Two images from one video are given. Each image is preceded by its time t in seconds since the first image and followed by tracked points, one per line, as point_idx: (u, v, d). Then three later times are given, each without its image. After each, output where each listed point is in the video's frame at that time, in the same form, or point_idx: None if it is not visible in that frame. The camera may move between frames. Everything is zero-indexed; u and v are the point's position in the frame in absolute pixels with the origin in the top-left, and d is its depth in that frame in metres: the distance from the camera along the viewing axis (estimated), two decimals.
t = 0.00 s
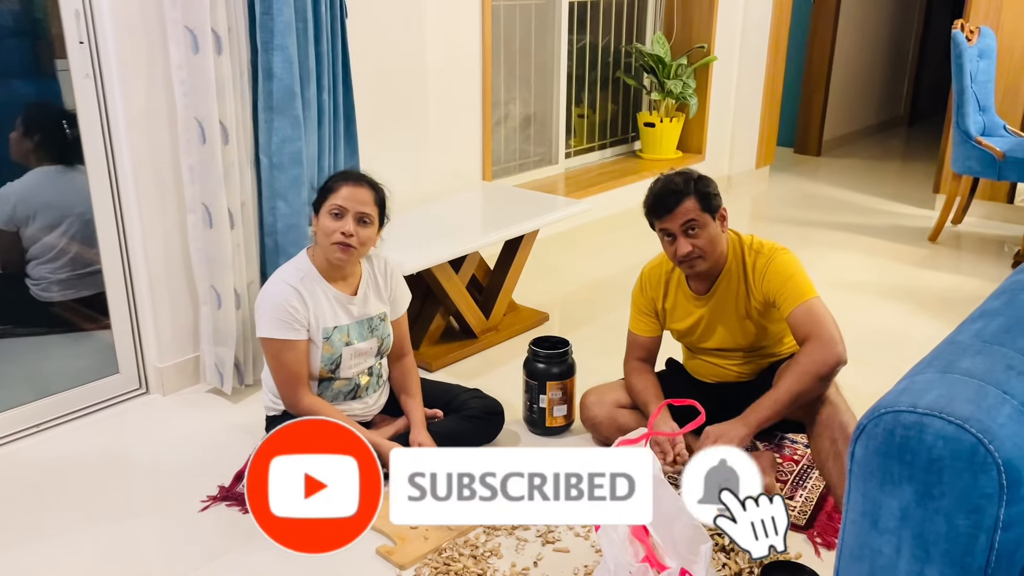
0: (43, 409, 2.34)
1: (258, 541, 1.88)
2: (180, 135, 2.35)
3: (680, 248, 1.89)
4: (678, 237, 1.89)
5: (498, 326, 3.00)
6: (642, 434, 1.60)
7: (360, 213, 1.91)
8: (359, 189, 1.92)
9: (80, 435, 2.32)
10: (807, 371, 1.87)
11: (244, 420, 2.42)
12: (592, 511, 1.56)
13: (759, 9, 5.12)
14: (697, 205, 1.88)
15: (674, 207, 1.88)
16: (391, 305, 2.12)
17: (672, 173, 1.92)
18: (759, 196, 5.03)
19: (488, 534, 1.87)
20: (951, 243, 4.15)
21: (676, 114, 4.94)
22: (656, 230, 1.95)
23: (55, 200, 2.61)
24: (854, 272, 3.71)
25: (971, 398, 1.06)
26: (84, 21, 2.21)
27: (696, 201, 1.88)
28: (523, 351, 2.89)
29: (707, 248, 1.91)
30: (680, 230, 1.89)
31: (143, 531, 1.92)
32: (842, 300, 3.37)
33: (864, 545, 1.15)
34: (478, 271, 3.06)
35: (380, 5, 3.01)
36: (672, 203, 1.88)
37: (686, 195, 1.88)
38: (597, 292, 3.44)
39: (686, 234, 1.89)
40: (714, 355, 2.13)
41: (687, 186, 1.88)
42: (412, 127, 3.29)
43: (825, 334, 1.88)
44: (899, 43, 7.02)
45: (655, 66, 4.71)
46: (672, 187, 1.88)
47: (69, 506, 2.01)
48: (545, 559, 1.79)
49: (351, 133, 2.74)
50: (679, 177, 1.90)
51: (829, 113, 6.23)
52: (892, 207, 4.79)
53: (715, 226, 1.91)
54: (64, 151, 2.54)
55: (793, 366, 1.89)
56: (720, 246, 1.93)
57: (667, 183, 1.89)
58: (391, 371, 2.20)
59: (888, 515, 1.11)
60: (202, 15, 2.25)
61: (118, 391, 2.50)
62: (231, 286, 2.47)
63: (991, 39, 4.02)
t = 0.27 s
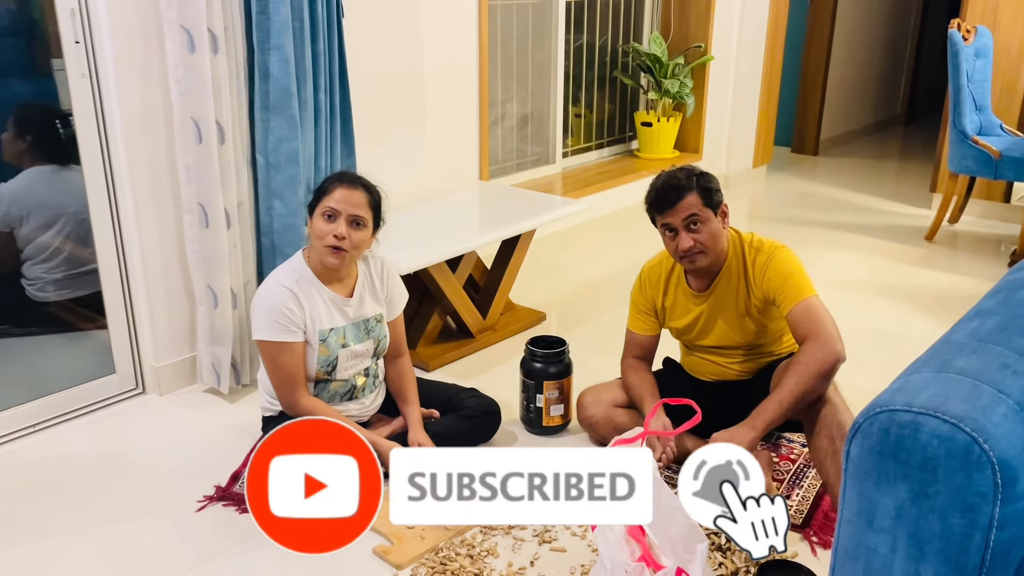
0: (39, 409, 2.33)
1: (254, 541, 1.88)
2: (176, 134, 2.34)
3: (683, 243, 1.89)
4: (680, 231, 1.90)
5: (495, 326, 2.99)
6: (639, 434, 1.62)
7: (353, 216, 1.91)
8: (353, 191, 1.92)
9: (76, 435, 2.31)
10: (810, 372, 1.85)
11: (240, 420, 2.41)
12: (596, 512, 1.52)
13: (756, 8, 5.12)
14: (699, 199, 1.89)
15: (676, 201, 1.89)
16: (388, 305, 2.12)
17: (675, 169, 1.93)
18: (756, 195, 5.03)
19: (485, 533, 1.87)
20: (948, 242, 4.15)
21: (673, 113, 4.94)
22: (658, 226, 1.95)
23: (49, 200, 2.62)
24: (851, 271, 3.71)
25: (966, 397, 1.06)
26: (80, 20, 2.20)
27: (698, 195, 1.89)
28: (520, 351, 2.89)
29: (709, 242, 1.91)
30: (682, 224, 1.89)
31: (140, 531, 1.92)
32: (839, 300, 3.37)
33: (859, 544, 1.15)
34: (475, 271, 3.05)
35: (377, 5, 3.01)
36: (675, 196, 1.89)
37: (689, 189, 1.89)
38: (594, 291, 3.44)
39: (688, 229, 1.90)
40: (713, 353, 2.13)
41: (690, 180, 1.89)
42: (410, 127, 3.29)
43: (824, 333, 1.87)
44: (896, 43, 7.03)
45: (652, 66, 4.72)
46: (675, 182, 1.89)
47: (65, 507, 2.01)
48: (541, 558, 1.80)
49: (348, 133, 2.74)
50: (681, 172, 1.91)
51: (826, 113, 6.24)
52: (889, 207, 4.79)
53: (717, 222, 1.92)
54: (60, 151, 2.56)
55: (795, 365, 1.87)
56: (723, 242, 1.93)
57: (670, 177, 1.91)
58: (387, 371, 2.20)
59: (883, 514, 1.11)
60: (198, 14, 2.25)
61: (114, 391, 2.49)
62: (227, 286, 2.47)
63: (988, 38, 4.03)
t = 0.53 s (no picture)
0: (37, 408, 2.33)
1: (253, 539, 1.88)
2: (174, 132, 2.34)
3: (681, 246, 1.91)
4: (679, 236, 1.91)
5: (494, 325, 2.99)
6: (637, 431, 1.63)
7: (349, 215, 1.91)
8: (349, 190, 1.92)
9: (74, 434, 2.31)
10: (816, 367, 1.84)
11: (239, 419, 2.41)
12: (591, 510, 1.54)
13: (754, 7, 5.12)
14: (703, 207, 1.87)
15: (678, 208, 1.87)
16: (386, 305, 2.12)
17: (682, 171, 1.90)
18: (754, 194, 5.03)
19: (483, 531, 1.87)
20: (946, 241, 4.16)
21: (671, 112, 4.94)
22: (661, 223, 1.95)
23: (47, 200, 2.63)
24: (849, 270, 3.72)
25: (964, 395, 1.06)
26: (77, 19, 2.20)
27: (702, 203, 1.87)
28: (518, 349, 2.89)
29: (707, 248, 1.91)
30: (681, 230, 1.89)
31: (138, 529, 1.91)
32: (837, 298, 3.37)
33: (857, 542, 1.16)
34: (473, 269, 3.04)
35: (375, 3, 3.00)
36: (678, 204, 1.87)
37: (692, 197, 1.86)
38: (592, 290, 3.44)
39: (688, 235, 1.90)
40: (714, 349, 2.13)
41: (695, 187, 1.86)
42: (408, 125, 3.28)
43: (828, 327, 1.86)
44: (894, 41, 7.04)
45: (651, 65, 4.71)
46: (679, 188, 1.87)
47: (63, 506, 2.01)
48: (540, 556, 1.80)
49: (346, 131, 2.74)
50: (687, 177, 1.88)
51: (824, 111, 6.24)
52: (887, 205, 4.80)
53: (720, 228, 1.90)
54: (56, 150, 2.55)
55: (798, 360, 1.87)
56: (723, 246, 1.93)
57: (675, 182, 1.88)
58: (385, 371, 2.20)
59: (881, 511, 1.11)
60: (196, 13, 2.25)
61: (112, 390, 2.49)
62: (225, 285, 2.46)
63: (985, 37, 4.03)
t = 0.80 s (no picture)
0: (36, 408, 2.33)
1: (253, 539, 1.88)
2: (173, 132, 2.34)
3: (679, 252, 1.93)
4: (677, 244, 1.92)
5: (493, 324, 3.00)
6: (637, 429, 1.61)
7: (347, 215, 1.91)
8: (346, 190, 1.92)
9: (73, 433, 2.31)
10: (819, 368, 1.84)
11: (239, 418, 2.41)
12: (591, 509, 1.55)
13: (753, 6, 5.12)
14: (703, 223, 1.87)
15: (678, 221, 1.88)
16: (385, 304, 2.12)
17: (689, 181, 1.87)
18: (754, 193, 5.03)
19: (483, 531, 1.87)
20: (945, 240, 4.16)
21: (670, 111, 4.94)
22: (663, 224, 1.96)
23: (46, 199, 2.63)
24: (848, 269, 3.72)
25: (964, 393, 1.06)
26: (76, 18, 2.20)
27: (702, 219, 1.86)
28: (518, 349, 2.89)
29: (704, 257, 1.93)
30: (679, 240, 1.91)
31: (137, 529, 1.91)
32: (836, 297, 3.37)
33: (858, 540, 1.16)
34: (473, 268, 3.03)
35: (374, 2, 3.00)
36: (678, 216, 1.87)
37: (693, 212, 1.86)
38: (591, 289, 3.44)
39: (686, 245, 1.91)
40: (714, 348, 2.13)
41: (698, 203, 1.85)
42: (407, 124, 3.28)
43: (831, 328, 1.86)
44: (893, 40, 7.04)
45: (650, 64, 4.72)
46: (682, 201, 1.86)
47: (62, 506, 2.00)
48: (540, 555, 1.80)
49: (346, 130, 2.73)
50: (692, 189, 1.86)
51: (823, 111, 6.24)
52: (886, 204, 4.80)
53: (720, 241, 1.91)
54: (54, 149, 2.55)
55: (801, 360, 1.86)
56: (720, 256, 1.94)
57: (679, 193, 1.86)
58: (384, 371, 2.20)
59: (881, 510, 1.11)
60: (195, 12, 2.25)
61: (112, 390, 2.49)
62: (225, 284, 2.46)
63: (984, 36, 4.03)
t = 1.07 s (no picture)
0: (36, 407, 2.33)
1: (254, 538, 1.88)
2: (173, 131, 2.34)
3: (680, 251, 1.94)
4: (679, 244, 1.93)
5: (493, 323, 3.00)
6: (637, 428, 1.61)
7: (345, 214, 1.91)
8: (343, 189, 1.91)
9: (73, 433, 2.31)
10: (818, 364, 1.84)
11: (239, 418, 2.41)
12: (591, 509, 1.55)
13: (753, 5, 5.12)
14: (705, 223, 1.87)
15: (679, 221, 1.88)
16: (386, 302, 2.12)
17: (693, 180, 1.87)
18: (753, 192, 5.03)
19: (484, 529, 1.87)
20: (944, 239, 4.16)
21: (669, 111, 4.95)
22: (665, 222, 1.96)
23: (47, 199, 2.64)
24: (847, 268, 3.72)
25: (965, 392, 1.06)
26: (76, 18, 2.20)
27: (703, 220, 1.86)
28: (518, 348, 2.89)
29: (705, 257, 1.93)
30: (680, 240, 1.91)
31: (138, 528, 1.91)
32: (836, 296, 3.38)
33: (859, 539, 1.16)
34: (473, 267, 3.03)
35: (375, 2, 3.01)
36: (680, 217, 1.87)
37: (695, 213, 1.86)
38: (591, 288, 3.44)
39: (687, 245, 1.92)
40: (714, 346, 2.13)
41: (701, 203, 1.85)
42: (407, 124, 3.28)
43: (831, 326, 1.86)
44: (892, 39, 7.04)
45: (649, 63, 4.72)
46: (684, 201, 1.86)
47: (63, 505, 2.00)
48: (541, 554, 1.80)
49: (346, 130, 2.73)
50: (695, 189, 1.86)
51: (823, 110, 6.25)
52: (886, 204, 4.80)
53: (721, 241, 1.91)
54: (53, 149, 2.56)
55: (801, 358, 1.87)
56: (721, 256, 1.95)
57: (681, 193, 1.86)
58: (385, 369, 2.20)
59: (882, 508, 1.12)
60: (195, 12, 2.25)
61: (112, 389, 2.49)
62: (225, 283, 2.46)
63: (984, 35, 4.03)
